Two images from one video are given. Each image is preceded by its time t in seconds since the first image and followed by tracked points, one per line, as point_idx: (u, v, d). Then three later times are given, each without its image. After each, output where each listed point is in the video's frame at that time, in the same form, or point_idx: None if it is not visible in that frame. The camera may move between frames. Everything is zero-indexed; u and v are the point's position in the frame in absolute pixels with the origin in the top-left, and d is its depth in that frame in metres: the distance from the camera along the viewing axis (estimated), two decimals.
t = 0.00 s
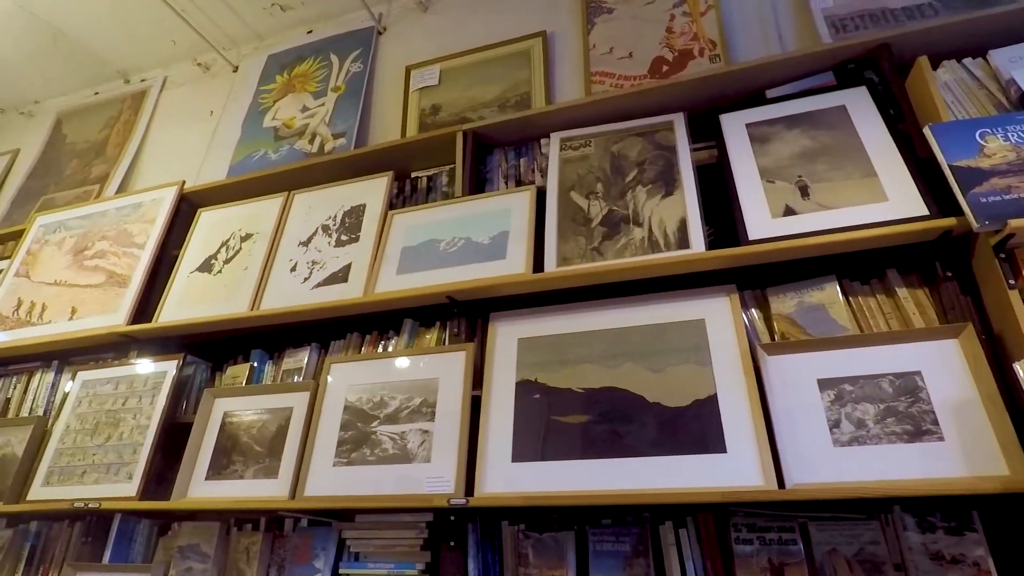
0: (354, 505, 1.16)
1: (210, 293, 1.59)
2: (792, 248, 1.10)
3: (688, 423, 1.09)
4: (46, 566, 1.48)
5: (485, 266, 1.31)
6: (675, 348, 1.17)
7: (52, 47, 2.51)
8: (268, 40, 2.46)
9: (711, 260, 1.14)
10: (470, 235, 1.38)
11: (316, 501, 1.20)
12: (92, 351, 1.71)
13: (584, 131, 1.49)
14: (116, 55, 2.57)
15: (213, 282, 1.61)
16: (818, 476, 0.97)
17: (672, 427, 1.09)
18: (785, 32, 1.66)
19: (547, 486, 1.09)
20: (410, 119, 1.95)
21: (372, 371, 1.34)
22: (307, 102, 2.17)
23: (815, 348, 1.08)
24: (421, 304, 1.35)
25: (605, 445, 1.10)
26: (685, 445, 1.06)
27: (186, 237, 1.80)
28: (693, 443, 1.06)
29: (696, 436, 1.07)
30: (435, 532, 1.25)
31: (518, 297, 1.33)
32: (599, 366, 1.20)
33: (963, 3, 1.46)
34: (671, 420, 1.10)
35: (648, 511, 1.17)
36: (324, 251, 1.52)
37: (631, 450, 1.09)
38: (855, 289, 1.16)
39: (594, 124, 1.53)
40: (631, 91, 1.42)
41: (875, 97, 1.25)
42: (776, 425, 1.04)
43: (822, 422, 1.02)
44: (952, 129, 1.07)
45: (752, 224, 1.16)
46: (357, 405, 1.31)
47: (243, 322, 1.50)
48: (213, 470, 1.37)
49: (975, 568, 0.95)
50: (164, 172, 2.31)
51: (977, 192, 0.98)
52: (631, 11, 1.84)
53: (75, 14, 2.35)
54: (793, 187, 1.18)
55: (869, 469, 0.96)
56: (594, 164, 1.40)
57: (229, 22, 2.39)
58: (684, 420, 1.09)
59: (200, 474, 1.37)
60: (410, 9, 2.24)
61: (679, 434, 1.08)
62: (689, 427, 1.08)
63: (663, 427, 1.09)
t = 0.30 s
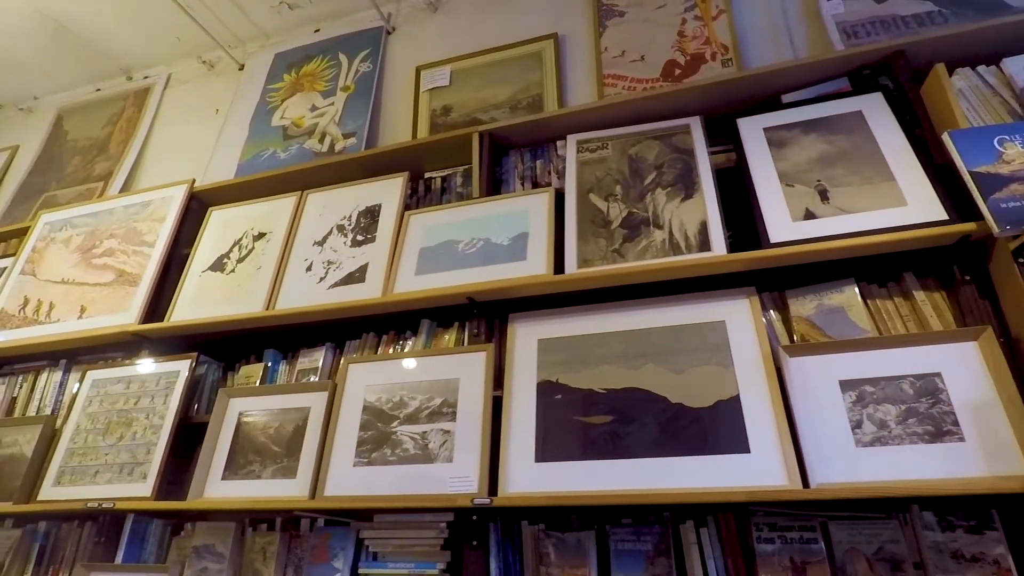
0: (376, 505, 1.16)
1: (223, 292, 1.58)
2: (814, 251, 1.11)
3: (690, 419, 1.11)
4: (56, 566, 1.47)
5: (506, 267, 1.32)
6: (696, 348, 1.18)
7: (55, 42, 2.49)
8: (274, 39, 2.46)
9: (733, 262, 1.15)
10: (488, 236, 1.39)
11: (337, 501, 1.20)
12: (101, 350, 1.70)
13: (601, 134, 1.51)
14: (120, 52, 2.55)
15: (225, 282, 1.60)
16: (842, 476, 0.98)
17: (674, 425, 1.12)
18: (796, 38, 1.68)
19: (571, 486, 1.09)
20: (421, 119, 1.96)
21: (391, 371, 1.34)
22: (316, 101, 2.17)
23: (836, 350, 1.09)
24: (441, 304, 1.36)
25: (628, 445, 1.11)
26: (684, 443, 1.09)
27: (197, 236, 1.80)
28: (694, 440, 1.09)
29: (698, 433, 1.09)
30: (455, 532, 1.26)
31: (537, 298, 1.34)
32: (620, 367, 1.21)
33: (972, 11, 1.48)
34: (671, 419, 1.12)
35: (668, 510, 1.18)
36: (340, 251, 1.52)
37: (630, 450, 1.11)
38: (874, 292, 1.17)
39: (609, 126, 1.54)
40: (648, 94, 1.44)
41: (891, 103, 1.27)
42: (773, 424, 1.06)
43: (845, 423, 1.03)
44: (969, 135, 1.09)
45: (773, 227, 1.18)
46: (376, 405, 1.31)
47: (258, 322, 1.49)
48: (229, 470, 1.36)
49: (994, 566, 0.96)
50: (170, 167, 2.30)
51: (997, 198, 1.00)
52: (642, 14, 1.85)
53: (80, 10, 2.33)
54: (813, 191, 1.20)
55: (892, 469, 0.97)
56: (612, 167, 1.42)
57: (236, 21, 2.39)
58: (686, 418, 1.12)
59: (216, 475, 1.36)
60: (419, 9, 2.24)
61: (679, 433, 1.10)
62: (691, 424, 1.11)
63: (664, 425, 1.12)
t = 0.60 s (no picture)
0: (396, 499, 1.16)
1: (237, 286, 1.57)
2: (839, 245, 1.11)
3: (694, 416, 1.11)
4: (70, 560, 1.47)
5: (526, 261, 1.31)
6: (718, 343, 1.18)
7: (60, 37, 2.47)
8: (281, 34, 2.44)
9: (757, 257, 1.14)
10: (506, 230, 1.38)
11: (356, 495, 1.19)
12: (112, 345, 1.69)
13: (618, 128, 1.50)
14: (125, 47, 2.53)
15: (239, 276, 1.59)
16: (869, 471, 0.98)
17: (677, 423, 1.11)
18: (811, 34, 1.68)
19: (594, 480, 1.09)
20: (432, 115, 1.95)
21: (409, 366, 1.34)
22: (325, 96, 2.15)
23: (860, 345, 1.09)
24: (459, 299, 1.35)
25: (651, 440, 1.11)
26: (688, 440, 1.09)
27: (208, 230, 1.79)
28: (698, 438, 1.09)
29: (701, 431, 1.09)
30: (475, 527, 1.25)
31: (556, 293, 1.33)
32: (641, 362, 1.20)
33: (989, 7, 1.48)
34: (677, 416, 1.12)
35: (689, 505, 1.18)
36: (355, 246, 1.51)
37: (633, 448, 1.11)
38: (896, 288, 1.17)
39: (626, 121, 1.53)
40: (667, 89, 1.43)
41: (912, 98, 1.26)
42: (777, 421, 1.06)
43: (870, 418, 1.03)
44: (996, 130, 1.08)
45: (796, 222, 1.17)
46: (395, 399, 1.30)
47: (274, 317, 1.48)
48: (246, 463, 1.35)
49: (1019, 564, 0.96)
50: (176, 161, 2.27)
51: None
52: (655, 10, 1.85)
53: (87, 5, 2.32)
54: (835, 185, 1.20)
55: (920, 465, 0.96)
56: (631, 162, 1.41)
57: (243, 16, 2.38)
58: (691, 415, 1.12)
59: (232, 468, 1.36)
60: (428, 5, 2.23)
61: (682, 430, 1.10)
62: (695, 421, 1.11)
63: (669, 423, 1.12)
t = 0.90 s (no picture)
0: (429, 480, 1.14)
1: (258, 267, 1.54)
2: (885, 218, 1.07)
3: (708, 403, 1.09)
4: (97, 542, 1.46)
5: (558, 238, 1.28)
6: (758, 320, 1.15)
7: (69, 21, 2.43)
8: (294, 15, 2.40)
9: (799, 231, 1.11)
10: (535, 207, 1.35)
11: (387, 477, 1.18)
12: (133, 328, 1.67)
13: (647, 102, 1.46)
14: (135, 30, 2.49)
15: (260, 257, 1.56)
16: (921, 450, 0.94)
17: (692, 409, 1.09)
18: (843, 5, 1.62)
19: (632, 460, 1.07)
20: (451, 93, 1.90)
21: (436, 345, 1.31)
22: (340, 77, 2.09)
23: (908, 321, 1.05)
24: (488, 277, 1.32)
25: (691, 418, 1.08)
26: (702, 427, 1.07)
27: (227, 212, 1.76)
28: (712, 424, 1.07)
29: (716, 416, 1.07)
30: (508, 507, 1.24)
31: (587, 270, 1.30)
32: (677, 340, 1.17)
33: None
34: (691, 402, 1.10)
35: (727, 486, 1.15)
36: (378, 225, 1.48)
37: (672, 428, 1.08)
38: (944, 264, 1.13)
39: (655, 95, 1.49)
40: (699, 61, 1.39)
41: (958, 67, 1.22)
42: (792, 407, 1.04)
43: (919, 396, 0.99)
44: None
45: (840, 195, 1.14)
46: (424, 378, 1.28)
47: (298, 298, 1.45)
48: (272, 445, 1.34)
49: None
50: (190, 146, 2.23)
51: None
52: None
53: None
54: (879, 157, 1.16)
55: (974, 444, 0.93)
56: (662, 136, 1.37)
57: None
58: (706, 401, 1.09)
59: (259, 450, 1.34)
60: None
61: (698, 416, 1.08)
62: (709, 407, 1.08)
63: (684, 411, 1.09)
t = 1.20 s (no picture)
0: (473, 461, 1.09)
1: (288, 244, 1.50)
2: (962, 182, 1.00)
3: (739, 387, 1.04)
4: (128, 524, 1.44)
5: (602, 209, 1.22)
6: (820, 293, 1.08)
7: None
8: None
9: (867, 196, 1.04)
10: (578, 178, 1.29)
11: (428, 458, 1.13)
12: (161, 308, 1.64)
13: (693, 67, 1.39)
14: (154, 8, 2.43)
15: (290, 234, 1.52)
16: (1008, 430, 0.87)
17: (721, 393, 1.05)
18: None
19: (689, 440, 1.01)
20: (481, 65, 1.83)
21: (476, 322, 1.26)
22: (365, 50, 2.03)
23: (987, 292, 0.97)
24: (530, 251, 1.27)
25: (751, 396, 1.03)
26: (729, 411, 1.02)
27: (254, 189, 1.71)
28: (741, 408, 1.02)
29: (745, 400, 1.03)
30: (552, 489, 1.19)
31: (633, 243, 1.24)
32: (733, 315, 1.12)
33: None
34: (720, 385, 1.05)
35: (786, 469, 1.09)
36: (412, 199, 1.43)
37: (729, 406, 1.03)
38: None
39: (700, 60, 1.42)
40: (750, 22, 1.31)
41: None
42: (828, 390, 0.99)
43: (1003, 372, 0.92)
44: None
45: (909, 158, 1.06)
46: (463, 356, 1.23)
47: (330, 274, 1.41)
48: (307, 426, 1.30)
49: None
50: (212, 124, 2.19)
51: None
52: None
53: None
54: (951, 118, 1.09)
55: None
56: (711, 102, 1.30)
57: None
58: (736, 385, 1.05)
59: (294, 431, 1.30)
60: None
61: (727, 400, 1.04)
62: (739, 391, 1.04)
63: (711, 394, 1.05)
